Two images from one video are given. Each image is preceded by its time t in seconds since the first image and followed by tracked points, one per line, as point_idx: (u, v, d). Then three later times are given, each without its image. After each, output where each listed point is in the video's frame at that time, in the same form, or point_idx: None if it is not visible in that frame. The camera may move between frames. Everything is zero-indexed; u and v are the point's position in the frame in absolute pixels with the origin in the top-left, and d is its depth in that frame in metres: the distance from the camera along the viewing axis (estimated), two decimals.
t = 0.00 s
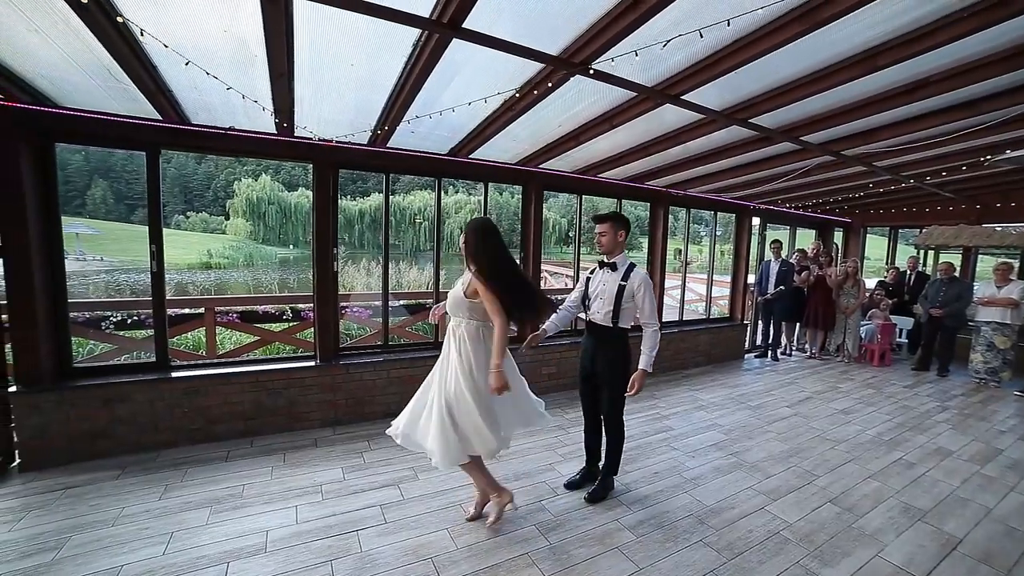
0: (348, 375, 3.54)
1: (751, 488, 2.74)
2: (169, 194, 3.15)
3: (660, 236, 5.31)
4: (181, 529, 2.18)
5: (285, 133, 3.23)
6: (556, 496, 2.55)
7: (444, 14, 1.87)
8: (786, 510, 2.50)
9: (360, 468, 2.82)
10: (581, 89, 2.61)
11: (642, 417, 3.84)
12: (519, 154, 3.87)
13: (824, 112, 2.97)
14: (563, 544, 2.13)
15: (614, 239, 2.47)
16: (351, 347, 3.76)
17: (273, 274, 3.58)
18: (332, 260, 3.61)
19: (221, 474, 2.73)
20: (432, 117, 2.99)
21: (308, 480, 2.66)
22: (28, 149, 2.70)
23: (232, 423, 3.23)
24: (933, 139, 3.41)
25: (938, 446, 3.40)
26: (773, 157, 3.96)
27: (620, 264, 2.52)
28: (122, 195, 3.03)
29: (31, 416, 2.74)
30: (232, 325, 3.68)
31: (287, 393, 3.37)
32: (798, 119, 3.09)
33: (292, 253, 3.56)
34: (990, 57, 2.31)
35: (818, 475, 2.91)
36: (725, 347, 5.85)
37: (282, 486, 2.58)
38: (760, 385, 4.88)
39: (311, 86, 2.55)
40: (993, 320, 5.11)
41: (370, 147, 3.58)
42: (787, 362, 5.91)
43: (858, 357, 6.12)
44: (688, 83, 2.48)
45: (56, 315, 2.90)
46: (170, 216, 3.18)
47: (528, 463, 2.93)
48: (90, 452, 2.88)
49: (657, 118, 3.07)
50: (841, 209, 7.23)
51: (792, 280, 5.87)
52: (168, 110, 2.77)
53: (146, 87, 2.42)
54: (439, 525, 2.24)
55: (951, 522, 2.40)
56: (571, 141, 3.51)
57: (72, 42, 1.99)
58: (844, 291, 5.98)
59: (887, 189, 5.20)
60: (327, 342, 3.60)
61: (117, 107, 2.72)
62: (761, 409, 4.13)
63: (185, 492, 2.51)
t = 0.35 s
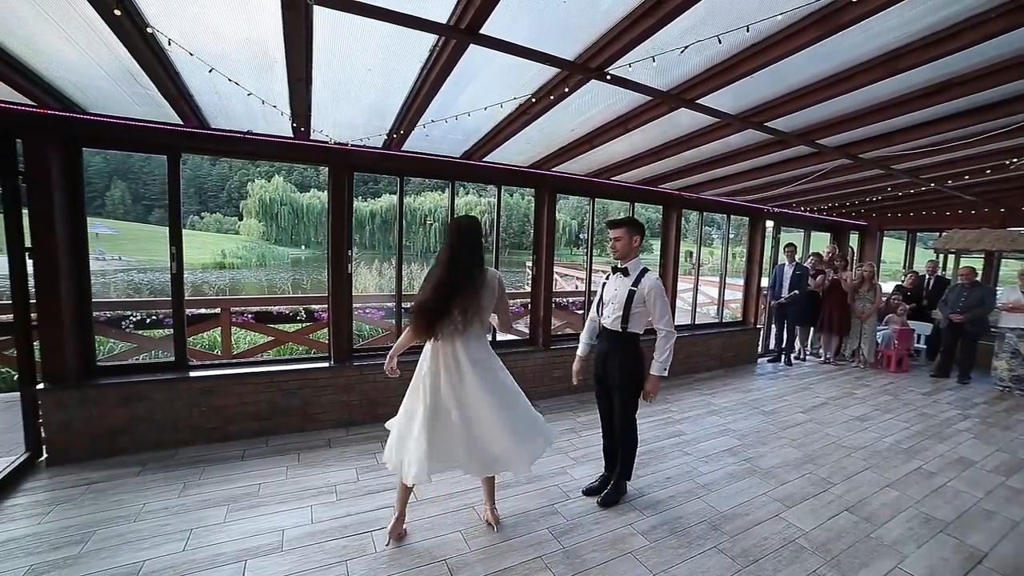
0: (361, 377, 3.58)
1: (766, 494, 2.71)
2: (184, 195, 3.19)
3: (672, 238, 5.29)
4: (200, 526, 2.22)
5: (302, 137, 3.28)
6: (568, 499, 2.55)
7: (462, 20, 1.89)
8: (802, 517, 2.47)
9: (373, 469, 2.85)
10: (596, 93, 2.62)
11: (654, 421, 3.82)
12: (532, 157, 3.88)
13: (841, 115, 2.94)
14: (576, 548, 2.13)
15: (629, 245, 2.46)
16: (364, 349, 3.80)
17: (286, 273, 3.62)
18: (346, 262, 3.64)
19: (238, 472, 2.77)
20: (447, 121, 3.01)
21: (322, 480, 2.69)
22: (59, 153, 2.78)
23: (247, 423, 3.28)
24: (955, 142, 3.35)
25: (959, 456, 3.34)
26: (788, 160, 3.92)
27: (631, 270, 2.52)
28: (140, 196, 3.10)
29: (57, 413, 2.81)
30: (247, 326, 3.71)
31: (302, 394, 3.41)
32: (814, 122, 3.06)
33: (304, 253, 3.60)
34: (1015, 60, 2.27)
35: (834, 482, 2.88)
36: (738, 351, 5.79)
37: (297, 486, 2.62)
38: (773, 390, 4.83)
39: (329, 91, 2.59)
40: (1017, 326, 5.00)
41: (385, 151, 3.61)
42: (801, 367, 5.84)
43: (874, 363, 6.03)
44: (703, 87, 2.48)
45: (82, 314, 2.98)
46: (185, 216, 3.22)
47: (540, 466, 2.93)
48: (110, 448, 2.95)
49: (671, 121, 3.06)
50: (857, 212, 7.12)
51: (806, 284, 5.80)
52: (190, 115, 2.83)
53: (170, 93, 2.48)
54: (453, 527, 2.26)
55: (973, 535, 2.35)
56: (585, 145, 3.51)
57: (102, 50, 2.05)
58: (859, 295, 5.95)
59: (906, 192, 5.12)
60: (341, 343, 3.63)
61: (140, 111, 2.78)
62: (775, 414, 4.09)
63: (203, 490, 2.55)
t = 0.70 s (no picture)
0: (368, 375, 3.60)
1: (773, 497, 2.70)
2: (191, 191, 3.20)
3: (679, 238, 5.27)
4: (210, 523, 2.24)
5: (311, 136, 3.29)
6: (575, 500, 2.55)
7: (475, 20, 1.89)
8: (810, 520, 2.46)
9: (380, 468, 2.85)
10: (607, 93, 2.61)
11: (660, 422, 3.81)
12: (540, 157, 3.88)
13: (853, 116, 2.92)
14: (583, 549, 2.13)
15: (634, 246, 2.46)
16: (370, 347, 3.81)
17: (290, 271, 3.64)
18: (354, 259, 3.62)
19: (247, 470, 2.79)
20: (456, 120, 3.01)
21: (330, 479, 2.71)
22: (73, 150, 2.80)
23: (255, 421, 3.30)
24: (968, 144, 3.32)
25: (968, 461, 3.32)
26: (798, 161, 3.90)
27: (637, 270, 2.51)
28: (147, 192, 3.11)
29: (69, 408, 2.83)
30: (254, 324, 3.84)
31: (309, 392, 3.42)
32: (826, 124, 3.04)
33: (309, 251, 3.61)
34: None
35: (842, 486, 2.86)
36: (743, 353, 5.77)
37: (305, 484, 2.63)
38: (779, 392, 4.81)
39: (340, 90, 2.59)
40: None
41: (393, 150, 3.62)
42: (807, 369, 5.81)
43: (881, 365, 6.00)
44: (715, 88, 2.47)
45: (94, 312, 3.01)
46: (191, 213, 3.23)
47: (546, 466, 2.93)
48: (121, 444, 2.97)
49: (682, 122, 3.05)
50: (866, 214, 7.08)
51: (813, 285, 5.78)
52: (202, 114, 2.85)
53: (182, 91, 2.49)
54: (460, 526, 2.26)
55: (985, 541, 2.34)
56: (594, 144, 3.50)
57: (117, 50, 2.07)
58: (866, 297, 5.85)
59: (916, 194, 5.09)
60: (348, 342, 3.65)
61: (152, 110, 2.79)
62: (782, 417, 4.07)
63: (213, 488, 2.57)
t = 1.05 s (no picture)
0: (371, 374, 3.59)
1: (777, 498, 2.70)
2: (189, 188, 3.17)
3: (683, 238, 5.24)
4: (213, 522, 2.23)
5: (314, 133, 3.27)
6: (579, 501, 2.54)
7: (483, 18, 1.87)
8: (815, 522, 2.46)
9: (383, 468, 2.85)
10: (613, 92, 2.59)
11: (663, 422, 3.80)
12: (543, 155, 3.86)
13: (860, 116, 2.90)
14: (589, 550, 2.12)
15: (640, 246, 2.45)
16: (372, 346, 3.80)
17: (290, 268, 3.63)
18: (358, 258, 3.62)
19: (249, 469, 2.78)
20: (461, 119, 2.99)
21: (334, 478, 2.70)
22: (74, 146, 2.78)
23: (257, 419, 3.28)
24: (973, 145, 3.31)
25: (972, 462, 3.32)
26: (802, 161, 3.89)
27: (642, 270, 2.50)
28: (146, 188, 3.08)
29: (72, 406, 2.82)
30: (255, 321, 3.81)
31: (311, 391, 3.41)
32: (832, 124, 3.03)
33: (308, 248, 3.59)
34: None
35: (846, 487, 2.86)
36: (745, 353, 5.77)
37: (308, 484, 2.62)
38: (781, 392, 4.80)
39: (345, 87, 2.57)
40: None
41: (397, 148, 3.60)
42: (808, 370, 5.81)
43: (883, 365, 5.99)
44: (721, 87, 2.45)
45: (97, 310, 3.00)
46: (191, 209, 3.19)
47: (549, 466, 2.93)
48: (123, 443, 2.96)
49: (688, 121, 3.03)
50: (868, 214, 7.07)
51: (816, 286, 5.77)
52: (206, 111, 2.83)
53: (186, 88, 2.47)
54: (464, 527, 2.26)
55: (991, 544, 2.34)
56: (598, 143, 3.48)
57: (121, 46, 2.05)
58: (868, 297, 5.87)
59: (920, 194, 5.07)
60: (352, 340, 3.61)
61: (154, 106, 2.77)
62: (784, 417, 4.07)
63: (215, 487, 2.56)
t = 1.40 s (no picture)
0: (370, 375, 3.56)
1: (779, 502, 2.68)
2: (185, 186, 3.13)
3: (683, 239, 5.25)
4: (211, 527, 2.20)
5: (314, 131, 3.23)
6: (581, 504, 2.52)
7: (489, 17, 1.86)
8: (818, 526, 2.45)
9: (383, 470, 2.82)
10: (618, 93, 2.57)
11: (663, 424, 3.79)
12: (544, 156, 3.84)
13: (864, 119, 2.90)
14: (591, 555, 2.11)
15: (646, 248, 2.43)
16: (372, 347, 3.77)
17: (288, 267, 3.60)
18: (358, 258, 3.59)
19: (247, 471, 2.75)
20: (464, 118, 2.97)
21: (332, 481, 2.67)
22: (71, 143, 2.74)
23: (255, 420, 3.25)
24: (976, 148, 3.31)
25: (972, 465, 3.32)
26: (803, 163, 3.88)
27: (646, 273, 2.48)
28: (143, 185, 3.04)
29: (67, 408, 2.78)
30: (253, 321, 3.78)
31: (310, 392, 3.38)
32: (835, 126, 3.02)
33: (305, 247, 3.56)
34: None
35: (848, 490, 2.85)
36: (744, 355, 5.76)
37: (307, 486, 2.59)
38: (780, 394, 4.80)
39: (347, 86, 2.54)
40: None
41: (399, 147, 3.58)
42: (807, 371, 5.81)
43: (881, 368, 6.00)
44: (726, 89, 2.44)
45: (93, 310, 2.96)
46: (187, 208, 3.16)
47: (551, 469, 2.91)
48: (118, 444, 2.92)
49: (691, 123, 3.02)
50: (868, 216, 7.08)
51: (816, 288, 5.77)
52: (205, 108, 2.80)
53: (185, 84, 2.44)
54: (465, 531, 2.23)
55: (993, 548, 2.33)
56: (601, 144, 3.47)
57: (119, 42, 2.02)
58: (867, 299, 5.86)
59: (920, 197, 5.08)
60: (351, 341, 3.59)
61: (152, 103, 2.74)
62: (784, 419, 4.06)
63: (212, 490, 2.53)
